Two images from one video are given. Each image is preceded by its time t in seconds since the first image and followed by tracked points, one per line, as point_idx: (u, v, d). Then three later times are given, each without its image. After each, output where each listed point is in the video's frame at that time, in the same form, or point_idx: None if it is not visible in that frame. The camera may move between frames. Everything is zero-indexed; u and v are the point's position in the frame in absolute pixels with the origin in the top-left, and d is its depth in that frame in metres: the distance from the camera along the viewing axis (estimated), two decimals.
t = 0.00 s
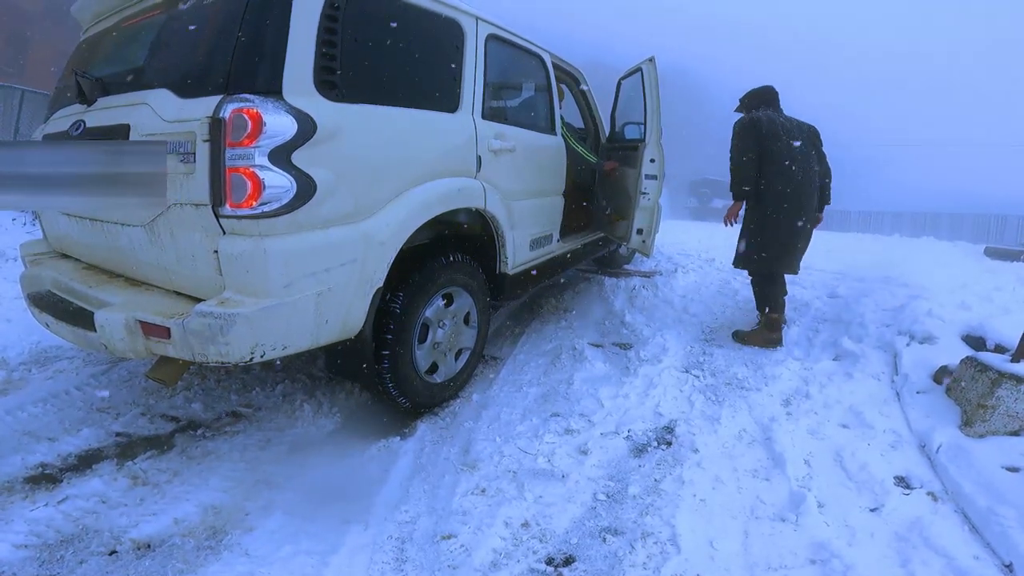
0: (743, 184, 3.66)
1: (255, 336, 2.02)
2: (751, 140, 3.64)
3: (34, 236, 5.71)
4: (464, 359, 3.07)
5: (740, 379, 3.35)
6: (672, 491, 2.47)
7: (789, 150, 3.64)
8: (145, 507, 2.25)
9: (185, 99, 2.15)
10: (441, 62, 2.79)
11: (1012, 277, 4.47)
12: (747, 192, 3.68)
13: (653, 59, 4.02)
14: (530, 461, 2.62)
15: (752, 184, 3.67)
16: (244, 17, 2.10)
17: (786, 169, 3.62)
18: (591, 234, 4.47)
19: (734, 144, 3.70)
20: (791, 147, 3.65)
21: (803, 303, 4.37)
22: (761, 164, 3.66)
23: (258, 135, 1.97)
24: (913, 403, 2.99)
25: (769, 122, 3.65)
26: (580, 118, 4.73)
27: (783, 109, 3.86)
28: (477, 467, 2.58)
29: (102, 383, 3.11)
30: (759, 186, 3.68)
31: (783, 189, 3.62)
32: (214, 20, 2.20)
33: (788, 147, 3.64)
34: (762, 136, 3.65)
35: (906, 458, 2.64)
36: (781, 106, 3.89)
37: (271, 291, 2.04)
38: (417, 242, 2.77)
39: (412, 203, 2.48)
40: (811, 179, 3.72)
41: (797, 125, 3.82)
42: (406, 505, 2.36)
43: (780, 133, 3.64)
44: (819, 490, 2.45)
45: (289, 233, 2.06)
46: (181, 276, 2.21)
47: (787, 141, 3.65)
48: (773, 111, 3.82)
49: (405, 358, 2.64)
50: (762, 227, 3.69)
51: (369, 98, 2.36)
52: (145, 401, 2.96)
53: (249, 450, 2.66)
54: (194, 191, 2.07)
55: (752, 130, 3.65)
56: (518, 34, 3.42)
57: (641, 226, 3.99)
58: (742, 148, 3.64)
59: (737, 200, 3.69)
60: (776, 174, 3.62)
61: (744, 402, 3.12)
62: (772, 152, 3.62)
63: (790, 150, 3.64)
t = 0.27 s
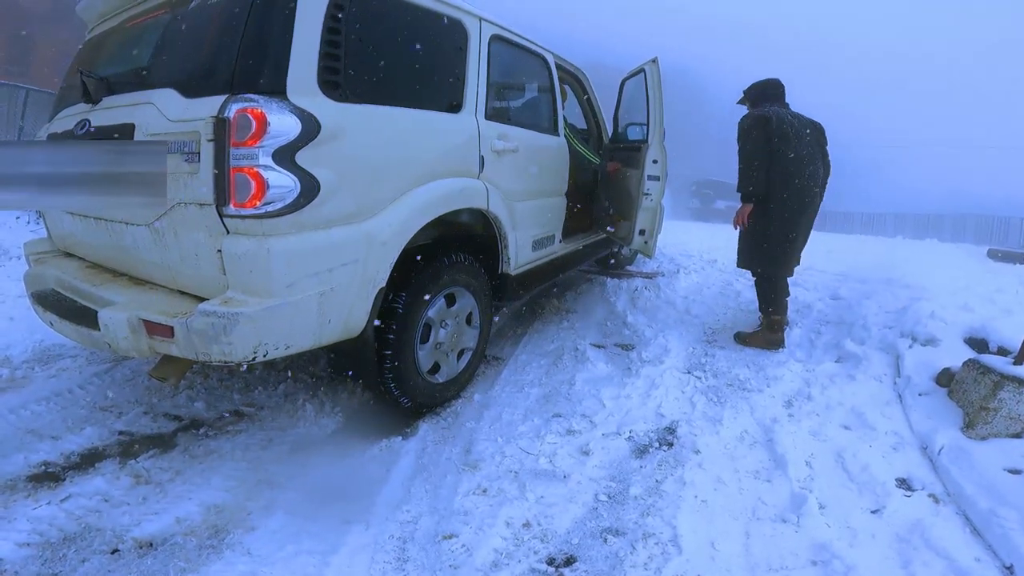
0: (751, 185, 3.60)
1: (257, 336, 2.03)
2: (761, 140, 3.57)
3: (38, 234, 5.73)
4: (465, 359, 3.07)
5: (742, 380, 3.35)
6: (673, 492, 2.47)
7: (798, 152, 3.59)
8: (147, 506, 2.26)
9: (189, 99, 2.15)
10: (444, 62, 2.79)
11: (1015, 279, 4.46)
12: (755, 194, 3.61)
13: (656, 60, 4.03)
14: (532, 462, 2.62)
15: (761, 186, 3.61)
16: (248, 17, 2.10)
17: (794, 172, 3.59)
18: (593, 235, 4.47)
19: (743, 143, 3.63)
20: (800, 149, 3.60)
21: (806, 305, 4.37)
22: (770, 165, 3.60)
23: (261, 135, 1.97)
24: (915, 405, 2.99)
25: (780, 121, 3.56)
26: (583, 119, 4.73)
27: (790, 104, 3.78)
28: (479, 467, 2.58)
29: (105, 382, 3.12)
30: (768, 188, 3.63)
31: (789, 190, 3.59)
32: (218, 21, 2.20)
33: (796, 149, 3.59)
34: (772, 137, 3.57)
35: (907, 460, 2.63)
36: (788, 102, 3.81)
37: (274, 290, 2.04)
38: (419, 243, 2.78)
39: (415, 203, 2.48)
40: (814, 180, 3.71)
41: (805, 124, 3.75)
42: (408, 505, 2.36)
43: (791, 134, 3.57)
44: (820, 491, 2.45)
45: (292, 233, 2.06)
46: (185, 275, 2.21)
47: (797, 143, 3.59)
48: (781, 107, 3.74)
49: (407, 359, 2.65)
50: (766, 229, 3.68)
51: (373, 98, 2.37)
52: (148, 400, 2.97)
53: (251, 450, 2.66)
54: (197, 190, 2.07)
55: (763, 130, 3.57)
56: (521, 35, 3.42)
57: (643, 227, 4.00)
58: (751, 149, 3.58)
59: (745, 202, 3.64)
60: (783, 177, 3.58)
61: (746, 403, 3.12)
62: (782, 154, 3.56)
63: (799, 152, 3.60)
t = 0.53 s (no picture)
0: (751, 187, 3.61)
1: (255, 336, 2.03)
2: (762, 140, 3.57)
3: (35, 234, 5.72)
4: (463, 360, 3.08)
5: (739, 381, 3.37)
6: (669, 492, 2.47)
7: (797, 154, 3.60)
8: (144, 506, 2.26)
9: (187, 99, 2.15)
10: (443, 63, 2.80)
11: (1011, 282, 4.48)
12: (755, 195, 3.63)
13: (654, 61, 4.04)
14: (529, 462, 2.63)
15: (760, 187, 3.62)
16: (247, 17, 2.11)
17: (793, 173, 3.60)
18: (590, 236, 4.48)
19: (744, 143, 3.63)
20: (799, 151, 3.61)
21: (802, 306, 4.38)
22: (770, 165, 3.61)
23: (260, 135, 1.98)
24: (910, 407, 3.00)
25: (782, 123, 3.57)
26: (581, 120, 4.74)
27: (791, 104, 3.78)
28: (476, 468, 2.58)
29: (102, 381, 3.11)
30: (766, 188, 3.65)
31: (789, 191, 3.61)
32: (217, 21, 2.21)
33: (796, 151, 3.60)
34: (773, 138, 3.58)
35: (903, 461, 2.65)
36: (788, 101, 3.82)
37: (272, 290, 2.05)
38: (417, 243, 2.78)
39: (413, 204, 2.49)
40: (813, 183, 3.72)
41: (806, 124, 3.76)
42: (405, 505, 2.37)
43: (791, 135, 3.58)
44: (816, 492, 2.46)
45: (290, 233, 2.07)
46: (183, 275, 2.21)
47: (797, 145, 3.61)
48: (781, 107, 3.74)
49: (404, 359, 2.65)
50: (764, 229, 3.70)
51: (371, 98, 2.37)
52: (144, 400, 2.97)
53: (248, 450, 2.66)
54: (196, 190, 2.07)
55: (765, 130, 3.57)
56: (520, 36, 3.43)
57: (641, 228, 4.01)
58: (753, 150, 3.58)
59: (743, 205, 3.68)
60: (782, 177, 3.60)
61: (743, 404, 3.13)
62: (782, 155, 3.58)
63: (798, 153, 3.61)
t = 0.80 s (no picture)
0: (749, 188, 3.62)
1: (252, 337, 2.03)
2: (762, 141, 3.57)
3: (33, 234, 5.73)
4: (461, 360, 3.08)
5: (736, 382, 3.37)
6: (667, 492, 2.48)
7: (795, 157, 3.60)
8: (141, 506, 2.25)
9: (184, 99, 2.15)
10: (441, 64, 2.80)
11: (1007, 282, 4.49)
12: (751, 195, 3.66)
13: (652, 62, 4.04)
14: (527, 462, 2.63)
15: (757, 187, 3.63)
16: (245, 17, 2.11)
17: (789, 175, 3.60)
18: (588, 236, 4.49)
19: (744, 143, 3.63)
20: (797, 153, 3.60)
21: (800, 307, 4.39)
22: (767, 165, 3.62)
23: (257, 136, 1.97)
24: (907, 407, 3.01)
25: (784, 124, 3.57)
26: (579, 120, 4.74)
27: (793, 104, 3.78)
28: (474, 468, 2.58)
29: (99, 382, 3.11)
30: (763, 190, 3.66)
31: (783, 193, 3.61)
32: (215, 21, 2.20)
33: (794, 155, 3.60)
34: (774, 139, 3.59)
35: (899, 461, 2.65)
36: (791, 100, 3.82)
37: (269, 291, 2.04)
38: (415, 244, 2.78)
39: (411, 205, 2.49)
40: (811, 185, 3.71)
41: (807, 125, 3.75)
42: (403, 505, 2.37)
43: (791, 137, 3.58)
44: (813, 492, 2.47)
45: (288, 233, 2.07)
46: (180, 275, 2.21)
47: (795, 147, 3.60)
48: (784, 106, 3.74)
49: (402, 360, 2.65)
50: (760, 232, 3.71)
51: (369, 99, 2.37)
52: (142, 401, 2.96)
53: (246, 450, 2.66)
54: (193, 191, 2.07)
55: (766, 131, 3.57)
56: (518, 36, 3.44)
57: (639, 229, 4.02)
58: (753, 150, 3.58)
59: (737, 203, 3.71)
60: (777, 180, 3.61)
61: (740, 404, 3.14)
62: (780, 157, 3.58)
63: (796, 157, 3.60)
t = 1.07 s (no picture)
0: (750, 190, 3.60)
1: (251, 338, 2.03)
2: (765, 143, 3.56)
3: (34, 234, 5.74)
4: (461, 361, 3.07)
5: (737, 383, 3.36)
6: (667, 494, 2.47)
7: (795, 160, 3.59)
8: (142, 506, 2.25)
9: (184, 100, 2.15)
10: (441, 65, 2.80)
11: (1008, 284, 4.49)
12: (754, 198, 3.63)
13: (653, 63, 4.04)
14: (528, 464, 2.63)
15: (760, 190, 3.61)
16: (244, 18, 2.11)
17: (789, 178, 3.60)
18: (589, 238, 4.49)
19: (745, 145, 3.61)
20: (797, 155, 3.60)
21: (801, 308, 4.39)
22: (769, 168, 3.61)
23: (257, 137, 1.98)
24: (908, 409, 3.00)
25: (787, 127, 3.57)
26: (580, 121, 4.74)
27: (796, 106, 3.78)
28: (474, 469, 2.58)
29: (100, 382, 3.11)
30: (764, 193, 3.65)
31: (783, 195, 3.61)
32: (215, 21, 2.21)
33: (794, 157, 3.60)
34: (777, 142, 3.58)
35: (901, 463, 2.65)
36: (793, 102, 3.82)
37: (268, 292, 2.04)
38: (415, 245, 2.78)
39: (410, 206, 2.49)
40: (811, 187, 3.71)
41: (809, 127, 3.74)
42: (403, 506, 2.37)
43: (792, 140, 3.58)
44: (814, 494, 2.46)
45: (287, 235, 2.07)
46: (178, 276, 2.21)
47: (796, 150, 3.60)
48: (787, 108, 3.74)
49: (402, 362, 2.65)
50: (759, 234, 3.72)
51: (368, 100, 2.37)
52: (143, 401, 2.96)
53: (246, 451, 2.66)
54: (192, 191, 2.07)
55: (769, 133, 3.56)
56: (519, 37, 3.43)
57: (640, 230, 4.03)
58: (756, 152, 3.56)
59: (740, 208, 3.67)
60: (777, 183, 3.61)
61: (741, 406, 3.13)
62: (782, 159, 3.58)
63: (796, 159, 3.60)
